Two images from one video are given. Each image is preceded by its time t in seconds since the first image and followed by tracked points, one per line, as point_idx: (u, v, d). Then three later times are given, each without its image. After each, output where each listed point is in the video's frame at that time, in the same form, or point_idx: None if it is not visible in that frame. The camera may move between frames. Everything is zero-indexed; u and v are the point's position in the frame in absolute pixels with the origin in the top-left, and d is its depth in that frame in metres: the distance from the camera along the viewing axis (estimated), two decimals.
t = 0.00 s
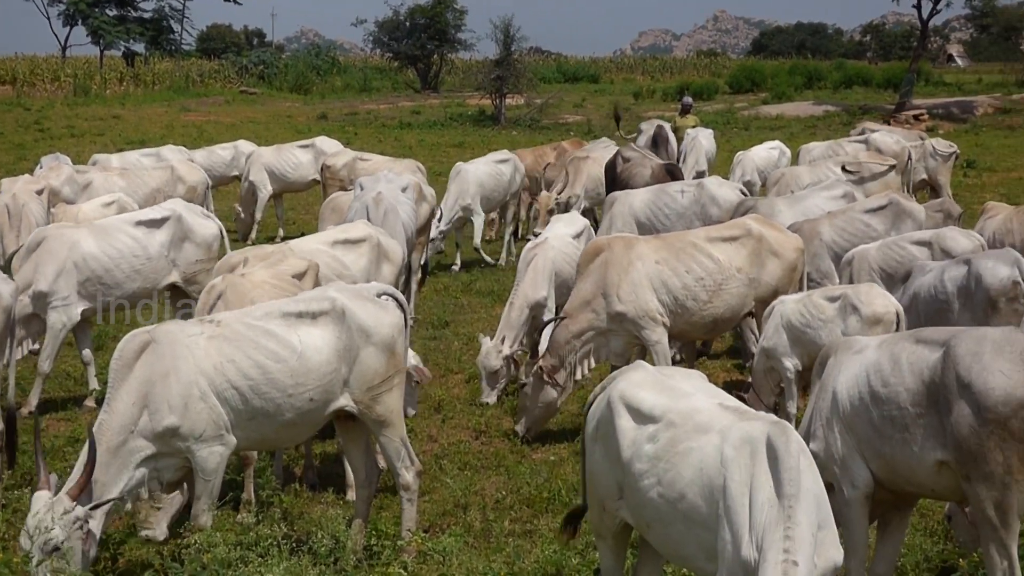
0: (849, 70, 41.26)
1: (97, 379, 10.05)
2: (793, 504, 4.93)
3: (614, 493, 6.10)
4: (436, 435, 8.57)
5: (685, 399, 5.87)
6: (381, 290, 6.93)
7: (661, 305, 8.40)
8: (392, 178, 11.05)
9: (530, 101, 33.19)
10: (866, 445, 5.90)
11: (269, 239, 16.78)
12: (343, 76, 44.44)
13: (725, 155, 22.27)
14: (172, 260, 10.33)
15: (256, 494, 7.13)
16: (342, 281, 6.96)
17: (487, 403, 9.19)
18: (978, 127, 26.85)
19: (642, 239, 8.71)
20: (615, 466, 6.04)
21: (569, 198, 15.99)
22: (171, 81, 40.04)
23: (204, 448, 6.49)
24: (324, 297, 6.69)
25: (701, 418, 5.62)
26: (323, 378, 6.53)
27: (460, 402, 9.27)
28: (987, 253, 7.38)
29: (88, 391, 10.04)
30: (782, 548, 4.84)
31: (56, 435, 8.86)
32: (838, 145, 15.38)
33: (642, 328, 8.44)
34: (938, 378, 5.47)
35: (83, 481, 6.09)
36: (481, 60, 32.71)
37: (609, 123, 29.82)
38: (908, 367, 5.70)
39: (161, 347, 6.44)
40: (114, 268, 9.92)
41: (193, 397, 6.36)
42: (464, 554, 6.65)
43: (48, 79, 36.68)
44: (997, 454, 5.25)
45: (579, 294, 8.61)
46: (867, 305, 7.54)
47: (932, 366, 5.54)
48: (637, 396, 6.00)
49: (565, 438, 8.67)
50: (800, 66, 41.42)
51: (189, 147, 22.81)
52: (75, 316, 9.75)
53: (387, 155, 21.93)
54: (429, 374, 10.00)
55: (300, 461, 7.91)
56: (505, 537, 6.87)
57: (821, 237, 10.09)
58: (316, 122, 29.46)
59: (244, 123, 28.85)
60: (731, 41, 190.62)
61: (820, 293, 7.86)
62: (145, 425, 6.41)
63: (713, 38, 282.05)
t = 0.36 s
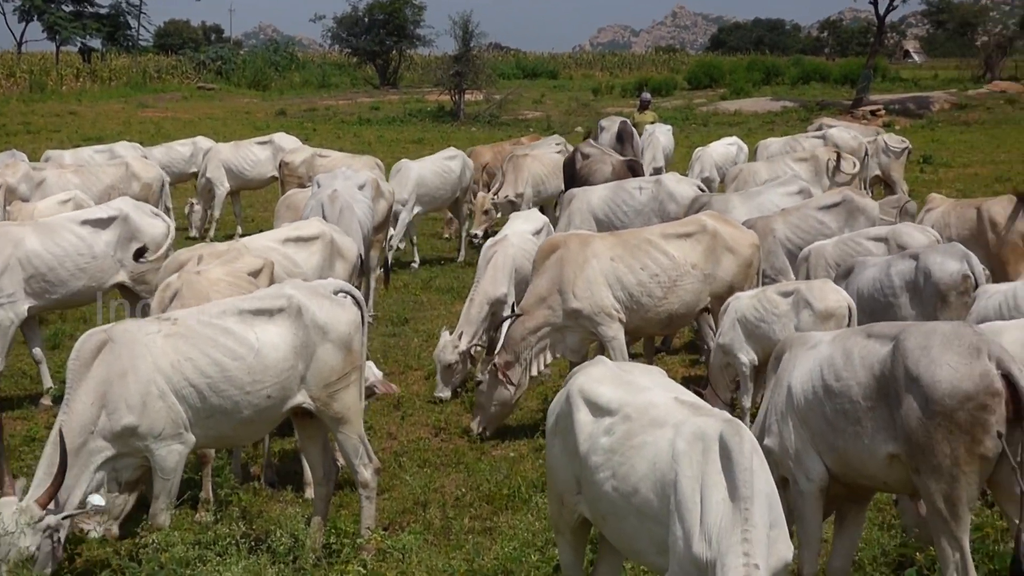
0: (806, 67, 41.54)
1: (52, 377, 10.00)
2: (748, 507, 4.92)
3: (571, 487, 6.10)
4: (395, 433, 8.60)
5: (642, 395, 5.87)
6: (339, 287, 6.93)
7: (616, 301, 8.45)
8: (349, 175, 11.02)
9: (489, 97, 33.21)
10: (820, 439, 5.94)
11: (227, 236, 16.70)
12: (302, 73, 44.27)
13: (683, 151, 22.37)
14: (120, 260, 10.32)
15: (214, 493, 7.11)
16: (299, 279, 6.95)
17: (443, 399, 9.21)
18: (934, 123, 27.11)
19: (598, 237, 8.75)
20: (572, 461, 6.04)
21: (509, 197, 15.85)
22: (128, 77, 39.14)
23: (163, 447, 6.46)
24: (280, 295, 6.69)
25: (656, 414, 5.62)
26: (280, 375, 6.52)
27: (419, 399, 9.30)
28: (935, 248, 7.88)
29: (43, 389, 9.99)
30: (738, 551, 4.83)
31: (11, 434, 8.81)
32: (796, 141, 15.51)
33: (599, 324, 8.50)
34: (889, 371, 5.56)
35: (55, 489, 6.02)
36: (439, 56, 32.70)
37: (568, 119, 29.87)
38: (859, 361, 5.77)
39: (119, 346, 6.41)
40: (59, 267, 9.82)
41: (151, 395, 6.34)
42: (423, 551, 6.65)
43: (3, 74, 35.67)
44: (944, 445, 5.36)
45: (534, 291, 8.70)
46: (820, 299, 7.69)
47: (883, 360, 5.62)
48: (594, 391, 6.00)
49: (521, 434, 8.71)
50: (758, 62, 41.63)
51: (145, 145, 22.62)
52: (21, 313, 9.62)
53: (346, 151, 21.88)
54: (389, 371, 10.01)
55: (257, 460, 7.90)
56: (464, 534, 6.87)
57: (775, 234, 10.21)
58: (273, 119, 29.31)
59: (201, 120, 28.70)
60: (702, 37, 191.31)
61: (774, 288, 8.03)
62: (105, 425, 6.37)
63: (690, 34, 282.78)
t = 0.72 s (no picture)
0: (762, 64, 41.75)
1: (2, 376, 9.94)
2: (704, 501, 4.89)
3: (526, 485, 6.08)
4: (353, 429, 8.65)
5: (596, 391, 5.86)
6: (295, 284, 6.93)
7: (568, 297, 8.67)
8: (302, 172, 11.05)
9: (447, 94, 33.20)
10: (773, 438, 5.95)
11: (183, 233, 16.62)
12: (257, 70, 43.96)
13: (639, 147, 22.44)
14: (65, 260, 10.13)
15: (169, 491, 7.09)
16: (256, 278, 6.94)
17: (401, 396, 9.21)
18: (888, 120, 27.33)
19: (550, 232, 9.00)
20: (527, 458, 6.01)
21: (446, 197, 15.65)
22: (83, 75, 38.90)
23: (118, 445, 6.41)
24: (237, 292, 6.67)
25: (611, 410, 5.61)
26: (237, 373, 6.51)
27: (376, 396, 9.34)
28: (879, 243, 8.30)
29: None
30: (695, 543, 4.79)
31: None
32: (751, 137, 15.63)
33: (552, 321, 8.71)
34: (838, 367, 5.58)
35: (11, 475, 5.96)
36: (396, 54, 32.65)
37: (525, 116, 29.90)
38: (808, 358, 5.80)
39: (75, 343, 6.36)
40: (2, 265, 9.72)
41: (106, 393, 6.30)
42: (380, 547, 6.65)
43: None
44: (894, 439, 5.40)
45: (487, 287, 8.89)
46: (764, 296, 7.99)
47: (831, 355, 5.66)
48: (549, 388, 5.98)
49: (478, 431, 8.76)
50: (714, 59, 41.77)
51: (98, 142, 22.43)
52: None
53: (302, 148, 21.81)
54: (346, 369, 10.05)
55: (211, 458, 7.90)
56: (422, 530, 6.88)
57: (727, 229, 10.35)
58: (229, 116, 29.18)
59: (156, 118, 28.53)
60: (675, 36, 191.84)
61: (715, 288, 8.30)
62: (59, 423, 6.31)
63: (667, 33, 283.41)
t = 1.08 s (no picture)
0: (725, 60, 41.85)
1: None
2: (670, 496, 4.89)
3: (488, 482, 6.07)
4: (316, 428, 8.65)
5: (558, 388, 5.87)
6: (259, 281, 6.90)
7: (527, 295, 8.93)
8: (261, 170, 11.12)
9: (411, 91, 33.15)
10: (731, 432, 5.97)
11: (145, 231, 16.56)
12: (220, 67, 43.49)
13: (603, 144, 22.49)
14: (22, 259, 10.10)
15: (131, 490, 7.09)
16: (219, 274, 6.92)
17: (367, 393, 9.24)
18: (850, 116, 27.49)
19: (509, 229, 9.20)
20: (489, 456, 5.99)
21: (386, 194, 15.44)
22: (42, 71, 38.48)
23: (80, 443, 6.33)
24: (201, 288, 6.63)
25: (574, 406, 5.61)
26: (200, 370, 6.48)
27: (340, 394, 9.38)
28: (839, 239, 8.36)
29: None
30: (662, 539, 4.79)
31: None
32: (715, 133, 15.69)
33: (511, 318, 8.96)
34: (796, 361, 5.61)
35: None
36: (359, 50, 32.56)
37: (489, 112, 29.88)
38: (766, 352, 5.83)
39: (39, 342, 6.26)
40: None
41: (70, 392, 6.22)
42: (343, 544, 6.66)
43: None
44: (850, 435, 5.44)
45: (447, 284, 9.08)
46: (705, 295, 8.14)
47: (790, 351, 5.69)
48: (511, 385, 5.97)
49: (441, 428, 8.78)
50: (677, 55, 41.80)
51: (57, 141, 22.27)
52: None
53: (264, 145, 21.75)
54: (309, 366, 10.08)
55: (172, 457, 7.90)
56: (385, 527, 6.89)
57: (687, 225, 10.55)
58: (191, 113, 29.05)
59: (117, 115, 28.35)
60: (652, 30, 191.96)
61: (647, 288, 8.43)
62: (24, 422, 6.19)
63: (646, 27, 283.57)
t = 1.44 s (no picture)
0: (694, 57, 41.82)
1: None
2: (638, 494, 4.88)
3: (456, 480, 6.06)
4: (284, 424, 8.63)
5: (528, 386, 5.87)
6: (227, 278, 6.86)
7: (491, 291, 9.19)
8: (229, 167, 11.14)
9: (380, 87, 33.03)
10: (694, 427, 6.01)
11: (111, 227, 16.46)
12: (188, 63, 42.85)
13: (572, 141, 22.52)
14: None
15: (96, 487, 7.06)
16: (186, 270, 6.87)
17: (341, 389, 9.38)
18: (818, 113, 27.59)
19: (474, 227, 9.41)
20: (458, 453, 5.99)
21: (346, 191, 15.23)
22: (5, 66, 37.79)
23: (47, 440, 6.29)
24: (169, 285, 6.60)
25: (543, 404, 5.60)
26: (168, 367, 6.44)
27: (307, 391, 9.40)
28: (807, 236, 8.45)
29: None
30: (630, 535, 4.78)
31: None
32: (683, 130, 15.76)
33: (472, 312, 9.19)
34: (762, 356, 5.63)
35: None
36: (328, 47, 32.41)
37: (458, 109, 29.81)
38: (731, 348, 5.84)
39: (5, 339, 6.22)
40: None
41: (37, 389, 6.18)
42: (311, 541, 6.65)
43: None
44: (817, 430, 5.46)
45: (411, 281, 9.30)
46: (638, 295, 8.37)
47: (755, 346, 5.70)
48: (480, 382, 5.96)
49: (410, 425, 8.83)
50: (647, 53, 41.80)
51: (20, 138, 22.05)
52: None
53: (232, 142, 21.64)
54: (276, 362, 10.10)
55: (139, 454, 7.92)
56: (353, 524, 6.89)
57: (652, 221, 10.69)
58: (158, 110, 28.82)
59: (83, 111, 28.10)
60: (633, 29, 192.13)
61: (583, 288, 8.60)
62: None
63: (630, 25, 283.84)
